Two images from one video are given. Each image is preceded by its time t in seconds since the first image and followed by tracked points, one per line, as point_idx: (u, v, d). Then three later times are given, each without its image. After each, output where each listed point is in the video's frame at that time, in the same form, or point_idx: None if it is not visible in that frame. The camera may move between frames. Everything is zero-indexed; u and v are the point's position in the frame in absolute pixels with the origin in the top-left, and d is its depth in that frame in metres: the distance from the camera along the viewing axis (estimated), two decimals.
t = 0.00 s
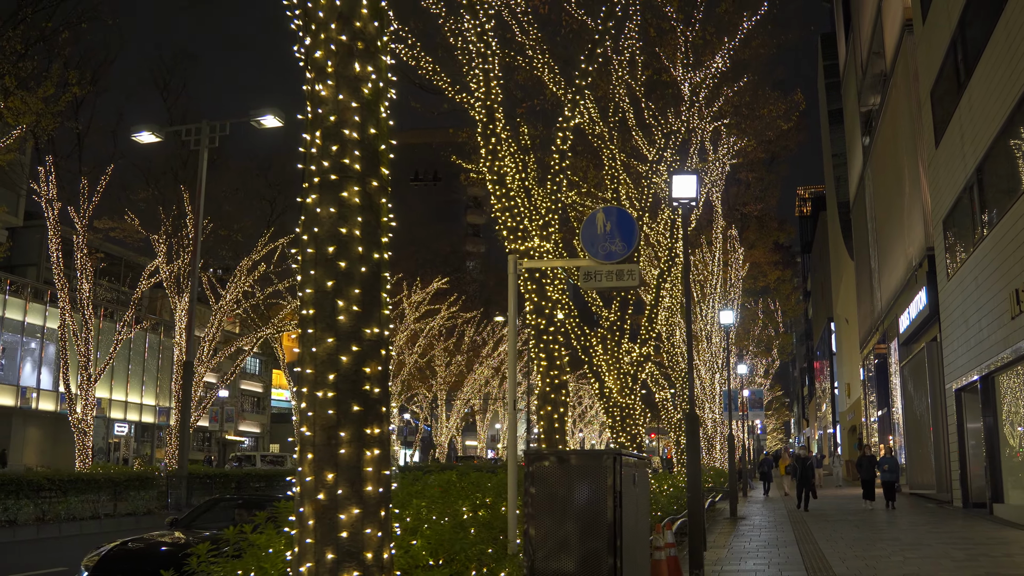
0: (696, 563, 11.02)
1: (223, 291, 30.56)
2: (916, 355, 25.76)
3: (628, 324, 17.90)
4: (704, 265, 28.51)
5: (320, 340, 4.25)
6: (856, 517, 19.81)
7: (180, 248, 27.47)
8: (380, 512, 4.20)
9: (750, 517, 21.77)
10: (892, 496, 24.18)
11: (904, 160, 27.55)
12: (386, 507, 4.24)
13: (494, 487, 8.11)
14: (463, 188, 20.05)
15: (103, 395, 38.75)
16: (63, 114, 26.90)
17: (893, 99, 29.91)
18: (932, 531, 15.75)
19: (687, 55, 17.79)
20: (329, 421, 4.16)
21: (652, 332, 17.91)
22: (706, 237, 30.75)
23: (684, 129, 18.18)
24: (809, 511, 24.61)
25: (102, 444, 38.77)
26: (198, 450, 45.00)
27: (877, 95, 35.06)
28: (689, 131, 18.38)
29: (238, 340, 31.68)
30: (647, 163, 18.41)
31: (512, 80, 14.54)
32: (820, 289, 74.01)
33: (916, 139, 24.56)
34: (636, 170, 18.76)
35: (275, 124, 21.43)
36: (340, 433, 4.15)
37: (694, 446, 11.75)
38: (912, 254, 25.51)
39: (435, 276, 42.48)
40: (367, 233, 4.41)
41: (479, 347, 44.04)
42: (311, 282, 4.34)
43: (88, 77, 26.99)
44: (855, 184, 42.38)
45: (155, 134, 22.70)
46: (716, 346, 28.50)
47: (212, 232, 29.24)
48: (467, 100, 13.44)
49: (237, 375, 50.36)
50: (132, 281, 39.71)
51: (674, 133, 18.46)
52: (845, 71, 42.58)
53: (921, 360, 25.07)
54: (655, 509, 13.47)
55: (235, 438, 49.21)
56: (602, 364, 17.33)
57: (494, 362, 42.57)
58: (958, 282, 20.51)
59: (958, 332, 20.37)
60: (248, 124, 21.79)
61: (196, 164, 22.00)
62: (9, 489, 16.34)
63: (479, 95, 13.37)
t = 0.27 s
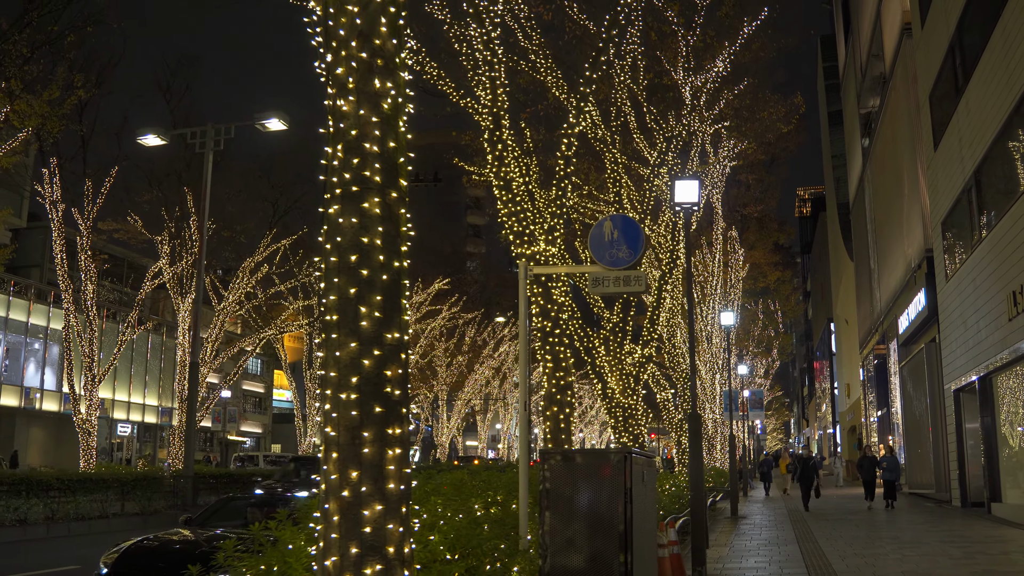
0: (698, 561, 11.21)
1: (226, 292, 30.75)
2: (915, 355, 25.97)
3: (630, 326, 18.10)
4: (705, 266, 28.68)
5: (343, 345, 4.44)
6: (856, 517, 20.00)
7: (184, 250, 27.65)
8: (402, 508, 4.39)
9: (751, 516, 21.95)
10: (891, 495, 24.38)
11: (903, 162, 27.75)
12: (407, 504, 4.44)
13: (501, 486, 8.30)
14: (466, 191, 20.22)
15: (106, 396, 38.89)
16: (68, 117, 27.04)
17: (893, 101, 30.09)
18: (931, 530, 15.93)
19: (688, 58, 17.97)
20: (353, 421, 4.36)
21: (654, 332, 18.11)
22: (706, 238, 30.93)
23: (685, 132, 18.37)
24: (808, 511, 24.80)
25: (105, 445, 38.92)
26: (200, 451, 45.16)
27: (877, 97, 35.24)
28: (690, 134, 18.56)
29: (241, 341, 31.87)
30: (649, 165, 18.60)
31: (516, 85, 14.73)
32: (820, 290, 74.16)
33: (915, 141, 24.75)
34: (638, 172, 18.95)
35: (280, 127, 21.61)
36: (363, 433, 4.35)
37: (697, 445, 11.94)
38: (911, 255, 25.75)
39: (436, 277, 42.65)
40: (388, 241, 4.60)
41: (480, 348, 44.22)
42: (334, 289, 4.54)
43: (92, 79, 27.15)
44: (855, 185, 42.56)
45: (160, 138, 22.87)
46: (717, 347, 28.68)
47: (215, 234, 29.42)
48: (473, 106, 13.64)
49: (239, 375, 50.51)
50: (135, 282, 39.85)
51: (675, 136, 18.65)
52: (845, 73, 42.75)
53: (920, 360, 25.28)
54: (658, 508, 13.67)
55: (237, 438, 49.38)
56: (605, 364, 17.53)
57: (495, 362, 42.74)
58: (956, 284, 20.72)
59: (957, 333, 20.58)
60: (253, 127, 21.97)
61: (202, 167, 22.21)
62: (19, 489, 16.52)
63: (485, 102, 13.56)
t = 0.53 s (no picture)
0: (700, 559, 11.40)
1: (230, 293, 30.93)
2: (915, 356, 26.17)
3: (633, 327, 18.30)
4: (706, 267, 28.86)
5: (363, 349, 4.63)
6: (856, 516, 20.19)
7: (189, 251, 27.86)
8: (421, 506, 4.58)
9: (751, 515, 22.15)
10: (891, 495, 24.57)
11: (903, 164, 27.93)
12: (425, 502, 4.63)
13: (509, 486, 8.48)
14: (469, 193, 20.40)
15: (109, 396, 39.08)
16: (73, 119, 27.22)
17: (892, 103, 30.28)
18: (930, 529, 16.12)
19: (689, 62, 18.08)
20: (373, 422, 4.54)
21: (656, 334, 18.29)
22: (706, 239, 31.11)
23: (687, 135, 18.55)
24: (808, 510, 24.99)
25: (108, 445, 39.11)
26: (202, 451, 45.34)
27: (876, 99, 35.43)
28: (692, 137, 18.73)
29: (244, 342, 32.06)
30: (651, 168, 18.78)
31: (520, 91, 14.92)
32: (820, 290, 74.33)
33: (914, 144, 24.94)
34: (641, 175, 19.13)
35: (284, 130, 21.80)
36: (383, 433, 4.54)
37: (698, 445, 12.12)
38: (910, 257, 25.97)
39: (437, 278, 42.81)
40: (406, 250, 4.79)
41: (481, 348, 44.39)
42: (354, 296, 4.73)
43: (97, 82, 27.32)
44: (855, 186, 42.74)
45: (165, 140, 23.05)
46: (717, 348, 28.87)
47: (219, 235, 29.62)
48: (479, 113, 13.84)
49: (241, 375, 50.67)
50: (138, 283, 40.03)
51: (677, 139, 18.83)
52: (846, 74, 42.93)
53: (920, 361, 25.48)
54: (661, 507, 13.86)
55: (239, 438, 49.55)
56: (607, 365, 17.73)
57: (496, 362, 42.92)
58: (955, 286, 20.91)
59: (955, 334, 20.78)
60: (258, 129, 22.16)
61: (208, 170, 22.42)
62: (28, 488, 16.72)
63: (491, 108, 13.77)
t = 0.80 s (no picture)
0: (701, 557, 11.61)
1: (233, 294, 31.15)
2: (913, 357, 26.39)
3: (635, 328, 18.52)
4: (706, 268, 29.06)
5: (379, 354, 4.85)
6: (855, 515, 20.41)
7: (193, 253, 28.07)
8: (433, 503, 4.80)
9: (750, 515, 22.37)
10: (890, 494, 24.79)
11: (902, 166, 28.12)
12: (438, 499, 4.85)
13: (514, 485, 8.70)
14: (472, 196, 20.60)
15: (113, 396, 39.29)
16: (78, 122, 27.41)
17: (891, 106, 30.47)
18: (927, 528, 16.32)
19: (689, 66, 18.14)
20: (388, 423, 4.76)
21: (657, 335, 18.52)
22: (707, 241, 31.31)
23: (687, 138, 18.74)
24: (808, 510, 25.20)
25: (112, 445, 39.35)
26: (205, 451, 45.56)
27: (876, 101, 35.63)
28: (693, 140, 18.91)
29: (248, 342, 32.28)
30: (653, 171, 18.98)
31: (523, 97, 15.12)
32: (820, 291, 74.51)
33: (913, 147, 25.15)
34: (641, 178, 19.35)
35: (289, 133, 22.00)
36: (398, 434, 4.75)
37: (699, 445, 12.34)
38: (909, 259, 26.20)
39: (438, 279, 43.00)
40: (419, 259, 5.01)
41: (483, 349, 44.58)
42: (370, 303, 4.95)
43: (102, 85, 27.51)
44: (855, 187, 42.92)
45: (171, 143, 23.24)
46: (717, 348, 29.06)
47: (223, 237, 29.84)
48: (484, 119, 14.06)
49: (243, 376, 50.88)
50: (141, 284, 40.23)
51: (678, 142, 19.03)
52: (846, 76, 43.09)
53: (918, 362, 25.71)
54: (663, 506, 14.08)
55: (241, 438, 49.75)
56: (609, 367, 17.96)
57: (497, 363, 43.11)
58: (953, 287, 21.12)
59: (952, 335, 21.00)
60: (262, 133, 22.36)
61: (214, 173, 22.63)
62: (38, 487, 16.99)
63: (496, 116, 13.98)
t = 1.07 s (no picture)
0: (701, 556, 11.82)
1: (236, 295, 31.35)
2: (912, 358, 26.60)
3: (636, 330, 18.74)
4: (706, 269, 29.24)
5: (393, 359, 5.07)
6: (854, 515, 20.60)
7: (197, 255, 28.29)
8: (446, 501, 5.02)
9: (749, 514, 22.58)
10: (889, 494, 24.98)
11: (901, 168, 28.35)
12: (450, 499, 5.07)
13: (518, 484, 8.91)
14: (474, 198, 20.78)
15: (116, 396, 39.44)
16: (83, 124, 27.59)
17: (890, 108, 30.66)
18: (925, 527, 16.52)
19: (689, 70, 18.44)
20: (402, 426, 4.99)
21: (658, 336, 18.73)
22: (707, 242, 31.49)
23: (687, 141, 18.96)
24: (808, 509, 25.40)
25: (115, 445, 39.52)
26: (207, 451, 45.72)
27: (876, 102, 35.82)
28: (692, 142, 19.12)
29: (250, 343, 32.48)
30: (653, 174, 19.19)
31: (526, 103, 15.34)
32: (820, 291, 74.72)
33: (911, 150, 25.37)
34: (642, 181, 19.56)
35: (293, 136, 22.19)
36: (412, 436, 4.98)
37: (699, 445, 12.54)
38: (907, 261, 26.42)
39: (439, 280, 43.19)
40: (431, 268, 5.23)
41: (484, 349, 44.76)
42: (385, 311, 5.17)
43: (106, 88, 27.70)
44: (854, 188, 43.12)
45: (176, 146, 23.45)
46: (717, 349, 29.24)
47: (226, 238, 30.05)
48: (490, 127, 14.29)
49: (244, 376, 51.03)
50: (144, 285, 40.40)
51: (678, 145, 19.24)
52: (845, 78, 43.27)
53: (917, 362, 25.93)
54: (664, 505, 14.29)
55: (243, 437, 49.92)
56: (610, 368, 18.19)
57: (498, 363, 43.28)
58: (950, 289, 21.34)
59: (950, 336, 21.22)
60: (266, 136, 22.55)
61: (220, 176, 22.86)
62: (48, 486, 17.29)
63: (500, 123, 14.20)
